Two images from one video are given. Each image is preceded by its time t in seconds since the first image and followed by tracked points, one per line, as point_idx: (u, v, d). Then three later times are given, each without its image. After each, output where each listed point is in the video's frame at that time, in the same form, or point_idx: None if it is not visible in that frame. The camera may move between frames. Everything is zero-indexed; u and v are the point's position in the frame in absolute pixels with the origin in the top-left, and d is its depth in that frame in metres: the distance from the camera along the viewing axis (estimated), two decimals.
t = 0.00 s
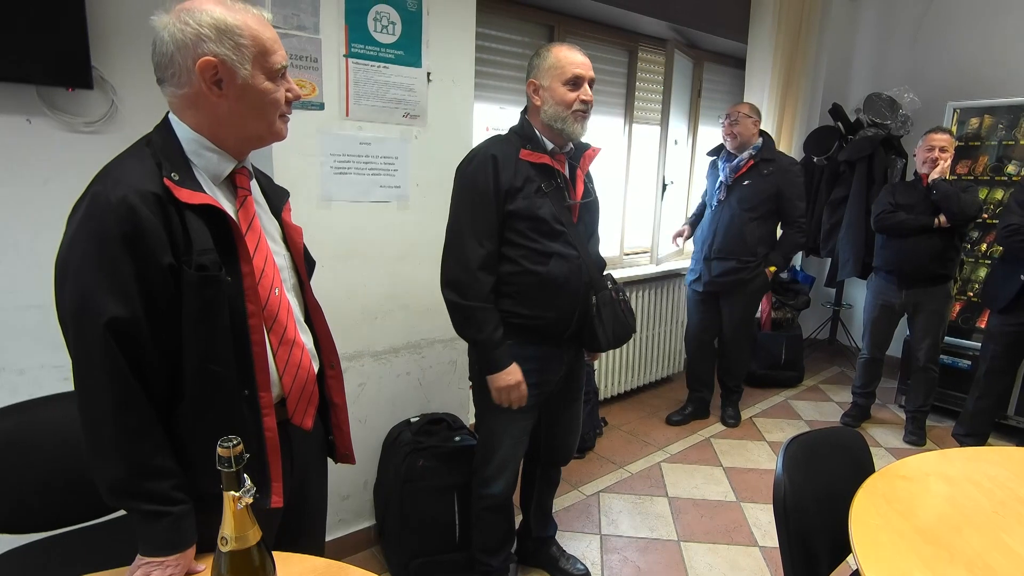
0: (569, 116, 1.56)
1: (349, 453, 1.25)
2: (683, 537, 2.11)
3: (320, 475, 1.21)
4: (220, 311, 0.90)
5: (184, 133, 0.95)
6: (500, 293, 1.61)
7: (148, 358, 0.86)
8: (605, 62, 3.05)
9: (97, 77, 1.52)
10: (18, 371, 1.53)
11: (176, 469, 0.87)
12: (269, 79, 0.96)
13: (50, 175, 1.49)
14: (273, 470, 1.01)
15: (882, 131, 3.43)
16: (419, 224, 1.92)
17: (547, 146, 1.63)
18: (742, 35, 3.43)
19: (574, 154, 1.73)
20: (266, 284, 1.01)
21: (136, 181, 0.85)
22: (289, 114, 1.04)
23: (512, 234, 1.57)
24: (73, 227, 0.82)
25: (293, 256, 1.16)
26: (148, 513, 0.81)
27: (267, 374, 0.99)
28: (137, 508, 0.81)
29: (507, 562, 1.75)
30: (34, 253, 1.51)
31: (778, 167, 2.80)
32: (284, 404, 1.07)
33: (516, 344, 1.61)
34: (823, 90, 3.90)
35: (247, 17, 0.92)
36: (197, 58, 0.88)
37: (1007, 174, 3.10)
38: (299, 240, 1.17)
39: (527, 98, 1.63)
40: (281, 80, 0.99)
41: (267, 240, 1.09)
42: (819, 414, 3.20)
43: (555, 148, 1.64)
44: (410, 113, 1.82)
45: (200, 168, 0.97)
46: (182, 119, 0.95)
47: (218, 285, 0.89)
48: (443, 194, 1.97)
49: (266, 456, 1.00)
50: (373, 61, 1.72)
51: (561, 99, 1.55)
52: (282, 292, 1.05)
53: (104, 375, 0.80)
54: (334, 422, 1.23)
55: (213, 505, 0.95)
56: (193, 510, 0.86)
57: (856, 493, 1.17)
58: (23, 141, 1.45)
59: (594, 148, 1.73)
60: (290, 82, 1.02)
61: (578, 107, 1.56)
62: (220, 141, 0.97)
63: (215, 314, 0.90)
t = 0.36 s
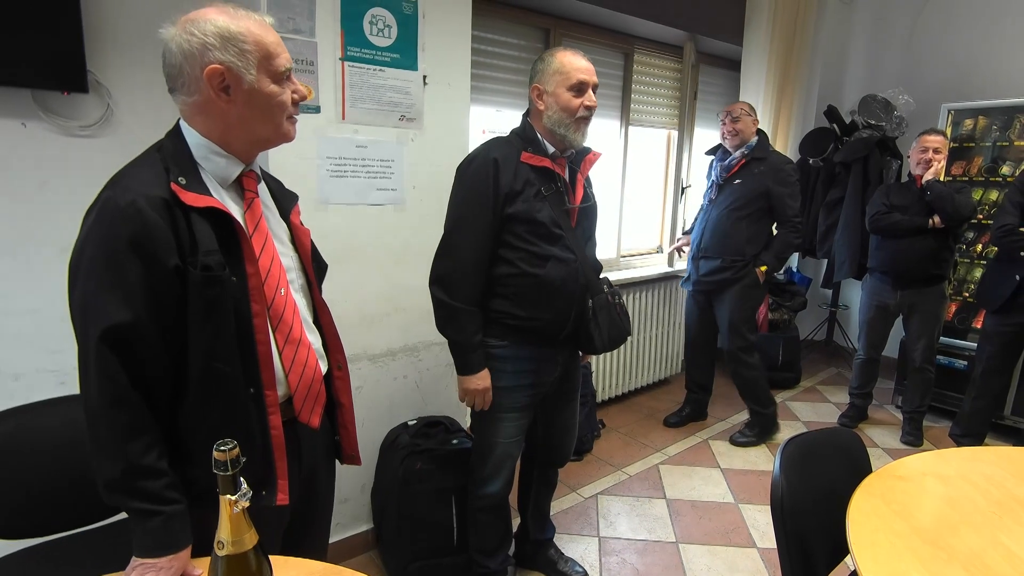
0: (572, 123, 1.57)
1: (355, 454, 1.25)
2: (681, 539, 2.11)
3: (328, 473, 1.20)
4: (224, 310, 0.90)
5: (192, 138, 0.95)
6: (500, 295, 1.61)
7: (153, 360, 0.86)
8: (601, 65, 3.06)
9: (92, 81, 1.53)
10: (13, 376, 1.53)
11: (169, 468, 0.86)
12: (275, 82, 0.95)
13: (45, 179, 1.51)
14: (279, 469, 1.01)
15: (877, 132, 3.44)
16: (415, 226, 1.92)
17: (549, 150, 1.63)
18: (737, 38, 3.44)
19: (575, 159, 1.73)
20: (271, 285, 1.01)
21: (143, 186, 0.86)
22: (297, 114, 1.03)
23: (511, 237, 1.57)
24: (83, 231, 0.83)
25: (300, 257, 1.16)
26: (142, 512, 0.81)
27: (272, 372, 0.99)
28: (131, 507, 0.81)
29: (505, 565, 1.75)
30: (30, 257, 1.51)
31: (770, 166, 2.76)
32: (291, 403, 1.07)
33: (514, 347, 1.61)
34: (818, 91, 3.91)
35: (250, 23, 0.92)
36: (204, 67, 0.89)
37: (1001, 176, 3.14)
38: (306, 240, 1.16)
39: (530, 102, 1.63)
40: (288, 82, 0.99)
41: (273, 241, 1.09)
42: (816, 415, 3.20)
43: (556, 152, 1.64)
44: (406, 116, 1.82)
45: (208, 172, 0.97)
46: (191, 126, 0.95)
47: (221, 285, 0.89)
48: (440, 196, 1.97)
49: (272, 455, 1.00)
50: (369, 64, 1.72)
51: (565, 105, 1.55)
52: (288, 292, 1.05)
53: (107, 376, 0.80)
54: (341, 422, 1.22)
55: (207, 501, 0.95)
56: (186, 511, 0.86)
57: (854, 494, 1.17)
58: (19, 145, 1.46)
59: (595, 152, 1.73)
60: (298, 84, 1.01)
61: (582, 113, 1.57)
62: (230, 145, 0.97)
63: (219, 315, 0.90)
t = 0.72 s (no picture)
0: (572, 128, 1.57)
1: (361, 464, 1.24)
2: (688, 548, 2.09)
3: (335, 482, 1.20)
4: (234, 319, 0.91)
5: (207, 151, 0.96)
6: (505, 303, 1.61)
7: (165, 369, 0.86)
8: (602, 74, 3.08)
9: (97, 94, 1.55)
10: (19, 388, 1.53)
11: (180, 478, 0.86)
12: (288, 96, 0.96)
13: (51, 191, 1.52)
14: (285, 479, 1.01)
15: (879, 137, 3.44)
16: (419, 235, 1.93)
17: (551, 158, 1.63)
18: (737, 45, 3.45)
19: (578, 167, 1.73)
20: (279, 295, 1.01)
21: (157, 197, 0.86)
22: (310, 127, 1.04)
23: (512, 244, 1.57)
24: (99, 241, 0.84)
25: (310, 268, 1.17)
26: (151, 522, 0.81)
27: (280, 382, 0.99)
28: (140, 517, 0.81)
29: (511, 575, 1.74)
30: (36, 269, 1.52)
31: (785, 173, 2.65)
32: (298, 412, 1.06)
33: (519, 354, 1.61)
34: (819, 98, 3.92)
35: (264, 39, 0.93)
36: (219, 83, 0.90)
37: (1004, 181, 3.13)
38: (316, 251, 1.17)
39: (529, 112, 1.65)
40: (301, 96, 1.00)
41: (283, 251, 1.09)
42: (822, 422, 3.18)
43: (558, 160, 1.65)
44: (408, 126, 1.83)
45: (221, 184, 0.98)
46: (205, 139, 0.96)
47: (231, 294, 0.89)
48: (443, 205, 1.98)
49: (279, 465, 1.00)
50: (372, 75, 1.74)
51: (564, 112, 1.56)
52: (296, 302, 1.05)
53: (118, 385, 0.80)
54: (348, 432, 1.22)
55: (215, 507, 0.96)
56: (195, 522, 0.86)
57: (862, 501, 1.16)
58: (26, 158, 1.47)
59: (597, 160, 1.73)
60: (310, 97, 1.02)
61: (581, 119, 1.57)
62: (243, 158, 0.98)
63: (229, 324, 0.90)
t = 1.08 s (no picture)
0: (563, 128, 1.58)
1: (366, 468, 1.25)
2: (693, 553, 2.08)
3: (338, 486, 1.20)
4: (239, 325, 0.91)
5: (211, 156, 0.97)
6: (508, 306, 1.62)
7: (170, 375, 0.86)
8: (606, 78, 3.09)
9: (104, 99, 1.57)
10: (25, 392, 1.54)
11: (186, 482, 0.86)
12: (291, 100, 0.97)
13: (59, 196, 1.53)
14: (290, 484, 1.01)
15: (884, 140, 3.44)
16: (424, 239, 1.93)
17: (546, 160, 1.63)
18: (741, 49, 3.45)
19: (575, 168, 1.73)
20: (284, 299, 1.01)
21: (162, 203, 0.87)
22: (314, 130, 1.05)
23: (513, 245, 1.58)
24: (105, 247, 0.84)
25: (314, 272, 1.17)
26: (158, 527, 0.81)
27: (284, 387, 1.00)
28: (147, 523, 0.81)
29: None
30: (43, 273, 1.53)
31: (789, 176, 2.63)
32: (303, 416, 1.07)
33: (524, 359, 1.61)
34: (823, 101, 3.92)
35: (267, 44, 0.94)
36: (223, 88, 0.90)
37: (1010, 182, 3.08)
38: (320, 255, 1.17)
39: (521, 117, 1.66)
40: (303, 99, 1.00)
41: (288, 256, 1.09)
42: (828, 426, 3.17)
43: (553, 162, 1.64)
44: (413, 130, 1.84)
45: (225, 189, 0.98)
46: (209, 144, 0.97)
47: (236, 300, 0.90)
48: (448, 209, 1.98)
49: (283, 469, 1.00)
50: (377, 80, 1.74)
51: (552, 112, 1.57)
52: (301, 307, 1.05)
53: (123, 392, 0.81)
54: (353, 436, 1.23)
55: (221, 513, 0.96)
56: (201, 527, 0.86)
57: (869, 506, 1.16)
58: (33, 163, 1.49)
59: (594, 162, 1.73)
60: (313, 100, 1.02)
61: (572, 118, 1.57)
62: (247, 162, 0.98)
63: (234, 329, 0.90)
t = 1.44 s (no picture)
0: (553, 128, 1.59)
1: (366, 468, 1.25)
2: (696, 553, 2.08)
3: (338, 486, 1.20)
4: (235, 326, 0.91)
5: (204, 156, 0.97)
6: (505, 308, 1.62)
7: (166, 377, 0.87)
8: (608, 79, 3.09)
9: (108, 102, 1.57)
10: (29, 393, 1.55)
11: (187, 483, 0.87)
12: (283, 100, 0.97)
13: (63, 198, 1.54)
14: (288, 485, 1.01)
15: (886, 140, 3.43)
16: (426, 240, 1.93)
17: (539, 160, 1.64)
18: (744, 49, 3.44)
19: (569, 168, 1.74)
20: (280, 300, 1.01)
21: (156, 204, 0.87)
22: (306, 131, 1.04)
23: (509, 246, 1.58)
24: (99, 249, 0.84)
25: (309, 273, 1.17)
26: (159, 527, 0.82)
27: (281, 388, 1.00)
28: (147, 523, 0.81)
29: None
30: (47, 274, 1.54)
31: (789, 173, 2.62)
32: (300, 417, 1.07)
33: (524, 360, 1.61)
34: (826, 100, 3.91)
35: (259, 44, 0.94)
36: (212, 87, 0.91)
37: (1014, 182, 3.09)
38: (314, 255, 1.18)
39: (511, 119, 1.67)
40: (296, 100, 1.00)
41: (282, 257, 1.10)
42: (831, 426, 3.16)
43: (546, 161, 1.65)
44: (416, 131, 1.84)
45: (219, 190, 0.99)
46: (202, 144, 0.97)
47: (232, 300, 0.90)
48: (450, 210, 1.98)
49: (281, 470, 1.00)
50: (379, 81, 1.75)
51: (543, 112, 1.58)
52: (296, 307, 1.05)
53: (119, 393, 0.81)
54: (352, 437, 1.23)
55: (224, 516, 0.96)
56: (202, 526, 0.87)
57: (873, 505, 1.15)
58: (37, 165, 1.49)
59: (586, 162, 1.74)
60: (306, 102, 1.02)
61: (561, 117, 1.58)
62: (240, 162, 0.99)
63: (230, 330, 0.91)
